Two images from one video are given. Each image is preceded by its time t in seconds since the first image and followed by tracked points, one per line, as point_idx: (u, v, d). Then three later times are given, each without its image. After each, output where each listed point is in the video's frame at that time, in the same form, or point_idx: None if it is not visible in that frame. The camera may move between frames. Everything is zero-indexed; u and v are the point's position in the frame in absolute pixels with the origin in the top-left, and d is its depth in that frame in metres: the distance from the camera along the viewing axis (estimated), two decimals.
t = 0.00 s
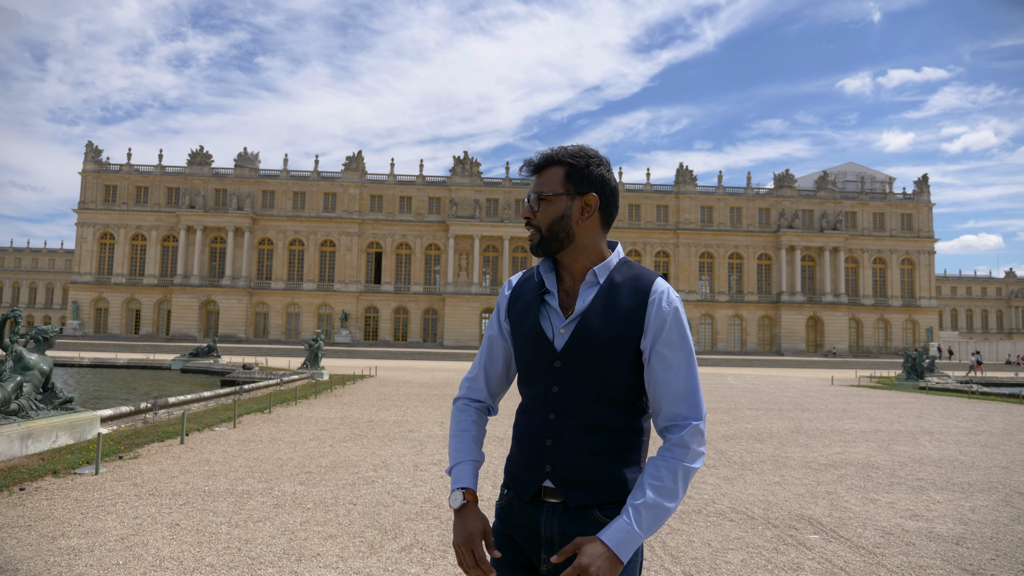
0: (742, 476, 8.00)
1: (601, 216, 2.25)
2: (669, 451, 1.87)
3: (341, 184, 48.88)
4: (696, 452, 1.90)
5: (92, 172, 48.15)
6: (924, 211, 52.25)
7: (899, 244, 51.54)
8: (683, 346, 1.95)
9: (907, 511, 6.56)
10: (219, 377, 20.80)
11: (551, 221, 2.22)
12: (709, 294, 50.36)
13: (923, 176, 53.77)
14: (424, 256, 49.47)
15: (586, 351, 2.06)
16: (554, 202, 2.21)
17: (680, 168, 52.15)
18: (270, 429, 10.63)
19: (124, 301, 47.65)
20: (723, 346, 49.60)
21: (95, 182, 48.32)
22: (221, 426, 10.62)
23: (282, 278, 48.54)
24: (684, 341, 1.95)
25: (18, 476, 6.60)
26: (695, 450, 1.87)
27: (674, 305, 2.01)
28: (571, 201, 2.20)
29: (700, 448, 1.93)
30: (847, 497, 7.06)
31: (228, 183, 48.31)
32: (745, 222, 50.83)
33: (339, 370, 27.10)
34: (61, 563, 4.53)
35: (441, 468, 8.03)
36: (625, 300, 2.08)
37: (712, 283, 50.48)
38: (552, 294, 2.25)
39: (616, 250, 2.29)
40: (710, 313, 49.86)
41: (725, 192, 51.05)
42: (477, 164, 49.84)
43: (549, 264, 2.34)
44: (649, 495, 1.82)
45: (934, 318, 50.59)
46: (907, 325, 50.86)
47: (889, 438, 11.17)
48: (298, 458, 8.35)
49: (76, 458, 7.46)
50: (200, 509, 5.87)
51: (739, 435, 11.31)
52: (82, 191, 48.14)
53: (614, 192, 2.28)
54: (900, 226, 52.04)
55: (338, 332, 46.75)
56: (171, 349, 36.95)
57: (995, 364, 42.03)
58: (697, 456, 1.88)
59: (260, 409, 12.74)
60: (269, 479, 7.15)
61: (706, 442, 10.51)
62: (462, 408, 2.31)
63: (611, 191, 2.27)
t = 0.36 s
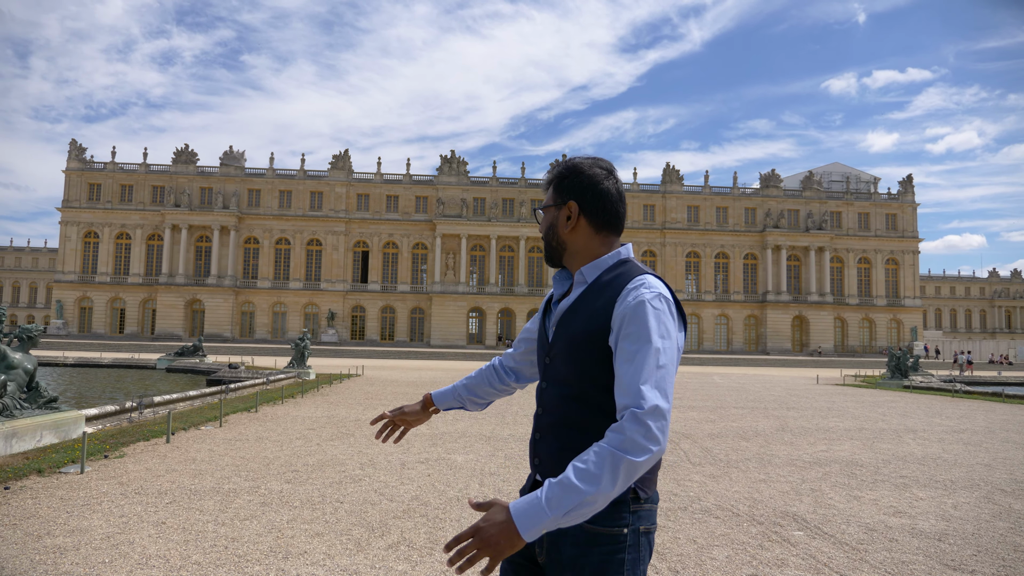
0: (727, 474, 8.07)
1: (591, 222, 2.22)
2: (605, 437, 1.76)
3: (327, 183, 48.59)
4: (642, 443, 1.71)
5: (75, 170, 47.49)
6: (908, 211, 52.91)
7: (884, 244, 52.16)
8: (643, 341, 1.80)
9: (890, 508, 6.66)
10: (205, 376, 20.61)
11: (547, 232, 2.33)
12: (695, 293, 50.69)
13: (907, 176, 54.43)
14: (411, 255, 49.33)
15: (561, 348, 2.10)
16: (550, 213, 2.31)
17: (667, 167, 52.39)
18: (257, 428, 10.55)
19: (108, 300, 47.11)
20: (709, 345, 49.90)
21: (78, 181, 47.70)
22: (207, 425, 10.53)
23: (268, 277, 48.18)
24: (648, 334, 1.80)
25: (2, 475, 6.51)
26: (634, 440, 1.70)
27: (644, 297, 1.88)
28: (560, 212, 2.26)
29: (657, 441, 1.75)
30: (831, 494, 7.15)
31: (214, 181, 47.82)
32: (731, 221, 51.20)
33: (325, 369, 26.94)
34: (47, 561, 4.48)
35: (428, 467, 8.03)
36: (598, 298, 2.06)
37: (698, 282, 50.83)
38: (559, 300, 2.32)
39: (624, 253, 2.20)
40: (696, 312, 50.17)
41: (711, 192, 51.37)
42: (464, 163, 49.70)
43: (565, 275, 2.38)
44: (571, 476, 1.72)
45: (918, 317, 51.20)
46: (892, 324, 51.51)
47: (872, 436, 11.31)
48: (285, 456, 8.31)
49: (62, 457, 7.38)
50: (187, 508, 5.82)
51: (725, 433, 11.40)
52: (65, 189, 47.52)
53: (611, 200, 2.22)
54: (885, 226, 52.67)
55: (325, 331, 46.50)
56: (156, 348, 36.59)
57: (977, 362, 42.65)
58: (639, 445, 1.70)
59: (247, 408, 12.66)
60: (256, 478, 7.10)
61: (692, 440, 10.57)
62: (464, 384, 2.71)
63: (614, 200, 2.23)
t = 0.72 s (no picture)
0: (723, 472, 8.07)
1: (673, 217, 2.17)
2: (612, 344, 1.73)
3: (322, 183, 48.48)
4: (651, 377, 1.66)
5: (69, 170, 47.29)
6: (903, 208, 53.09)
7: (878, 240, 52.34)
8: (699, 317, 1.77)
9: (886, 504, 6.67)
10: (200, 377, 20.55)
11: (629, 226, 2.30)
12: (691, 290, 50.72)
13: (902, 173, 54.63)
14: (406, 254, 49.28)
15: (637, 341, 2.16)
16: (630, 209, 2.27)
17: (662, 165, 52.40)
18: (252, 429, 10.52)
19: (103, 301, 46.98)
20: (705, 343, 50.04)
21: (72, 181, 47.50)
22: (200, 426, 10.50)
23: (263, 277, 48.05)
24: (698, 310, 1.77)
25: None
26: (649, 372, 1.66)
27: (709, 278, 1.87)
28: (642, 208, 2.22)
29: (660, 382, 1.68)
30: (826, 491, 7.16)
31: (208, 181, 47.70)
32: (726, 219, 51.31)
33: (322, 369, 26.91)
34: (34, 566, 4.46)
35: (422, 466, 8.01)
36: (671, 291, 2.08)
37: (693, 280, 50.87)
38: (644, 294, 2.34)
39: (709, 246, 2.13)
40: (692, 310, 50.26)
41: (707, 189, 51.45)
42: (460, 162, 49.62)
43: (651, 268, 2.36)
44: (568, 351, 1.71)
45: (913, 313, 51.42)
46: (887, 321, 51.72)
47: (868, 433, 11.34)
48: (278, 458, 8.29)
49: (51, 461, 7.34)
50: (178, 511, 5.80)
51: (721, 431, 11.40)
52: (59, 190, 47.32)
53: (693, 190, 2.16)
54: (880, 222, 52.87)
55: (321, 330, 46.45)
56: (150, 349, 36.50)
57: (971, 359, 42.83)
58: (640, 364, 1.64)
59: (241, 409, 12.62)
60: (248, 479, 7.08)
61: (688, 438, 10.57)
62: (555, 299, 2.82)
63: (696, 192, 2.18)
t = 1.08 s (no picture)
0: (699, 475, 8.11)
1: (705, 225, 2.20)
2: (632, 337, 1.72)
3: (303, 183, 48.04)
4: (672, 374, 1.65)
5: (42, 169, 46.37)
6: (881, 210, 53.95)
7: (857, 242, 53.12)
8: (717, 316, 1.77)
9: (858, 507, 6.75)
10: (175, 380, 20.23)
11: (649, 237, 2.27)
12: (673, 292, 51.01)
13: (880, 176, 55.55)
14: (388, 255, 48.97)
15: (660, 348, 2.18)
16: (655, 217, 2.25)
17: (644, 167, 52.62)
18: (224, 434, 10.37)
19: (78, 303, 46.14)
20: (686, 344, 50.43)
21: (45, 180, 46.58)
22: (171, 431, 10.33)
23: (242, 278, 47.48)
24: (715, 308, 1.77)
25: None
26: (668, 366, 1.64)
27: (726, 278, 1.89)
28: (670, 215, 2.22)
29: (683, 373, 1.66)
30: (801, 494, 7.23)
31: (187, 181, 47.02)
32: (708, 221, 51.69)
33: (301, 372, 26.64)
34: None
35: (396, 472, 7.96)
36: (692, 297, 2.10)
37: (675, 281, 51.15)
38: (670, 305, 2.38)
39: (731, 248, 2.14)
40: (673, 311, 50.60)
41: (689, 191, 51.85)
42: (442, 163, 49.43)
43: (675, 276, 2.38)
44: (589, 343, 1.68)
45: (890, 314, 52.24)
46: (866, 322, 52.50)
47: (844, 434, 11.48)
48: (249, 464, 8.17)
49: (10, 470, 7.17)
50: (140, 521, 5.70)
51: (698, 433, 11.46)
52: (32, 188, 46.39)
53: (706, 195, 2.20)
54: (858, 224, 53.68)
55: (301, 332, 46.00)
56: (125, 351, 35.93)
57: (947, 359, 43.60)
58: (662, 353, 1.63)
59: (215, 413, 12.45)
60: (216, 487, 6.98)
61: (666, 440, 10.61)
62: (579, 305, 2.80)
63: (714, 197, 2.21)
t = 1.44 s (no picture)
0: (642, 474, 8.26)
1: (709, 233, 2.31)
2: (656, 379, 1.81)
3: (252, 176, 46.85)
4: (701, 402, 1.71)
5: None
6: (825, 215, 55.97)
7: (802, 246, 54.95)
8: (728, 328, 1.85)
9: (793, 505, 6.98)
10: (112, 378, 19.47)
11: (675, 241, 2.25)
12: (624, 292, 51.73)
13: (824, 182, 57.62)
14: (339, 251, 48.11)
15: (660, 362, 2.26)
16: (673, 222, 2.24)
17: (598, 168, 53.17)
18: (159, 433, 10.02)
19: (9, 297, 43.96)
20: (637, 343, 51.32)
21: None
22: (102, 431, 9.93)
23: (187, 273, 45.97)
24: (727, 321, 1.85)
25: None
26: (695, 396, 1.71)
27: (723, 280, 2.00)
28: (687, 219, 2.27)
29: (717, 391, 1.72)
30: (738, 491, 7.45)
31: (129, 172, 45.28)
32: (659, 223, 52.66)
33: (247, 370, 25.95)
34: None
35: (337, 472, 7.84)
36: (686, 303, 2.19)
37: (627, 282, 51.91)
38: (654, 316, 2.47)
39: (712, 250, 2.24)
40: (625, 311, 51.37)
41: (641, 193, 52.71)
42: (396, 159, 48.87)
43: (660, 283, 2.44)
44: (619, 405, 1.79)
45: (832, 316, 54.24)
46: (809, 323, 54.35)
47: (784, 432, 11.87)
48: (182, 464, 7.91)
49: None
50: (57, 525, 5.45)
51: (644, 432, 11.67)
52: None
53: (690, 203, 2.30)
54: (804, 228, 55.56)
55: (248, 329, 44.81)
56: (59, 347, 34.39)
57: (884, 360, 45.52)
58: (691, 383, 1.71)
59: (152, 412, 12.02)
60: (144, 488, 6.73)
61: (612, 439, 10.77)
62: (578, 372, 2.74)
63: (691, 201, 2.31)
